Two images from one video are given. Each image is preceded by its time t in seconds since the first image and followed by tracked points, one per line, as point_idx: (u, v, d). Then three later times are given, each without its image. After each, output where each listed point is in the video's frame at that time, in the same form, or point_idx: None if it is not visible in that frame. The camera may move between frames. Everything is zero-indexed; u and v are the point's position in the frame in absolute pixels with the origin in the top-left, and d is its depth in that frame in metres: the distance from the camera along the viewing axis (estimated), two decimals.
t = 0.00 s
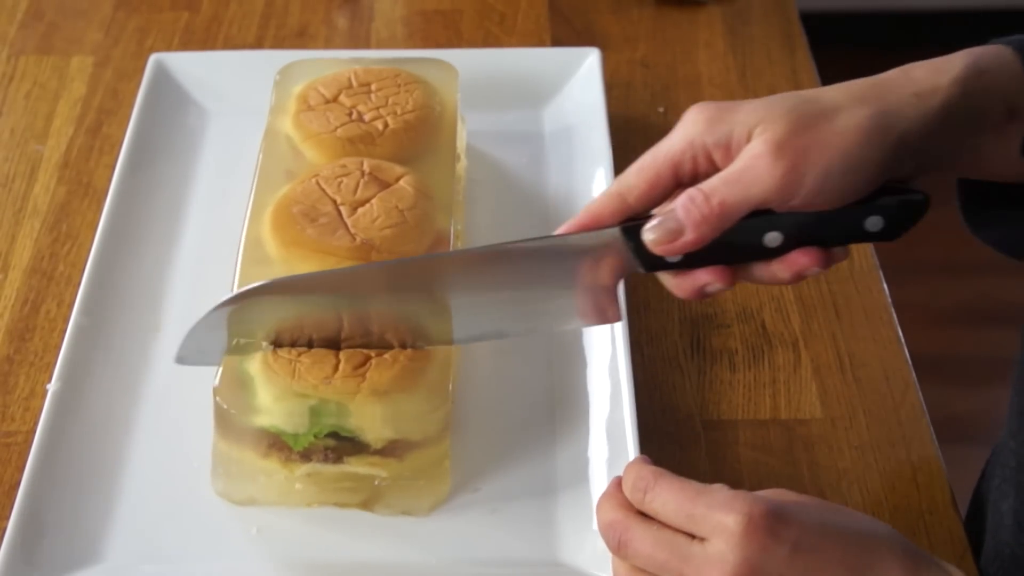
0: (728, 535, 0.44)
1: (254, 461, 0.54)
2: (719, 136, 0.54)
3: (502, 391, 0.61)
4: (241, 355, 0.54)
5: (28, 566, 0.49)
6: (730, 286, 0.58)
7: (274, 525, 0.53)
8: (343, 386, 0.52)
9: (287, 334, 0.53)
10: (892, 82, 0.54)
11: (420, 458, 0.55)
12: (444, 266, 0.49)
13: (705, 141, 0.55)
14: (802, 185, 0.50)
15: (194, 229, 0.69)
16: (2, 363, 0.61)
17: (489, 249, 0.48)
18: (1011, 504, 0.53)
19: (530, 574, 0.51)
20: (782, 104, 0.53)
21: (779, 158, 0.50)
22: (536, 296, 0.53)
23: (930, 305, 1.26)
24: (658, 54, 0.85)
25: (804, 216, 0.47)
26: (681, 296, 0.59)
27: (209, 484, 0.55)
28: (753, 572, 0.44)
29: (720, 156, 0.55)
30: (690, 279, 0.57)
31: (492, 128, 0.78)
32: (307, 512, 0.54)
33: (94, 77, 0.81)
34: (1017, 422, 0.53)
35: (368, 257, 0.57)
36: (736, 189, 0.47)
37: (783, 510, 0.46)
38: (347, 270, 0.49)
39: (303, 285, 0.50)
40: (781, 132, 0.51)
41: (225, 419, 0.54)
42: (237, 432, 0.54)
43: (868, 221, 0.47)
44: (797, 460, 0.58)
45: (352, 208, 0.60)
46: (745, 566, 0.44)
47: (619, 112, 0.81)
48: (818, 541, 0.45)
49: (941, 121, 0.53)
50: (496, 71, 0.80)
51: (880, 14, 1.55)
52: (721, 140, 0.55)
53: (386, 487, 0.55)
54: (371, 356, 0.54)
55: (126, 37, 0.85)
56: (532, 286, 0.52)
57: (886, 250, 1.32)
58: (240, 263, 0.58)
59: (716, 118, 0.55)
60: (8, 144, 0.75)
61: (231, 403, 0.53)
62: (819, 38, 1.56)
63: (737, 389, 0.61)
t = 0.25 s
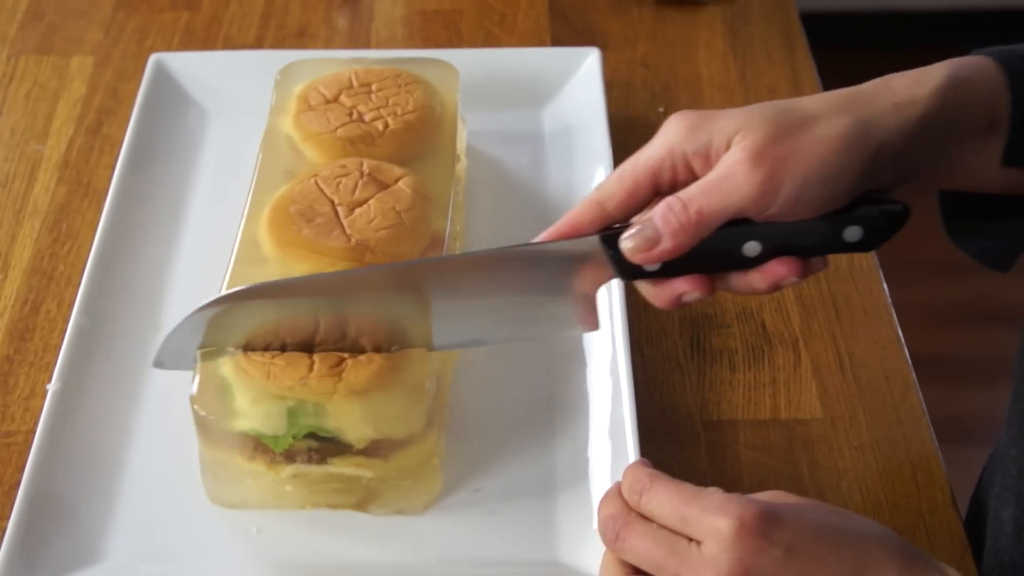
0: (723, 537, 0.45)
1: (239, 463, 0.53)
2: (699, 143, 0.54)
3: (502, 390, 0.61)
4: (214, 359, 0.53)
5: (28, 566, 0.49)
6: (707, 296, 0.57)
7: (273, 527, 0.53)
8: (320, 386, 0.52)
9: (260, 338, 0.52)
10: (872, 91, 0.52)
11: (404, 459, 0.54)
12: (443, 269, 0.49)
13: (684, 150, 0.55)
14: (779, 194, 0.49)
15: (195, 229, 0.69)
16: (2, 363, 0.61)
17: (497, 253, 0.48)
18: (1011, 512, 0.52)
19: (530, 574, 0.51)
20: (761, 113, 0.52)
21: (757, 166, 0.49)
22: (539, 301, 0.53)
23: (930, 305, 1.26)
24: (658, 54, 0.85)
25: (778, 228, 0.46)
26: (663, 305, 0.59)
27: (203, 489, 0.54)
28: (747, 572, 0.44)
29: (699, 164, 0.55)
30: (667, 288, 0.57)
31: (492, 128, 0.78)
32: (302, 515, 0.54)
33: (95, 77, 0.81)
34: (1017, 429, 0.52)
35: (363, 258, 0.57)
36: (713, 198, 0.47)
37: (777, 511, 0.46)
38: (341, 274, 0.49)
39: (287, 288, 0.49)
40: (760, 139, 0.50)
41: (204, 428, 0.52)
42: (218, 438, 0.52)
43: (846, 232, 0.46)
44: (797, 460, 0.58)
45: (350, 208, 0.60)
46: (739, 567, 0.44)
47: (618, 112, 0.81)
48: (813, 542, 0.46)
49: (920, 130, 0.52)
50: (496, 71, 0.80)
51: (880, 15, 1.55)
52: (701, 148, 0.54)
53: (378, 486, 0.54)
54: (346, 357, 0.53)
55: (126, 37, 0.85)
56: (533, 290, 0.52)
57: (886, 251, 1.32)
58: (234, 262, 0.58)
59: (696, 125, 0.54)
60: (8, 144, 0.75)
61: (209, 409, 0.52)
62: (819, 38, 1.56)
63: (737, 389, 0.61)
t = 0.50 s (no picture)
0: (722, 538, 0.45)
1: (223, 463, 0.53)
2: (618, 169, 0.53)
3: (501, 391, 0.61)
4: (199, 357, 0.53)
5: (29, 566, 0.49)
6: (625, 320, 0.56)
7: (273, 528, 0.53)
8: (301, 386, 0.51)
9: (242, 339, 0.52)
10: (790, 124, 0.52)
11: (387, 461, 0.53)
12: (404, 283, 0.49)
13: (603, 174, 0.54)
14: (694, 224, 0.49)
15: (195, 229, 0.69)
16: (3, 363, 0.61)
17: (436, 266, 0.48)
18: (1013, 520, 0.51)
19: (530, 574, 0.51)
20: (677, 140, 0.51)
21: (673, 196, 0.48)
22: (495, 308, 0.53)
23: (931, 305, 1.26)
24: (658, 54, 0.85)
25: (695, 255, 0.48)
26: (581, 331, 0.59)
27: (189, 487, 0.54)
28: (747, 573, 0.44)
29: (617, 190, 0.54)
30: (583, 311, 0.56)
31: (491, 127, 0.78)
32: (284, 515, 0.54)
33: (95, 77, 0.81)
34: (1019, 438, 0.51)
35: (356, 259, 0.57)
36: (632, 224, 0.47)
37: (778, 513, 0.46)
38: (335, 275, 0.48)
39: (267, 289, 0.48)
40: (678, 167, 0.49)
41: (188, 426, 0.52)
42: (201, 435, 0.52)
43: (761, 262, 0.47)
44: (797, 460, 0.58)
45: (347, 208, 0.60)
46: (740, 567, 0.44)
47: (618, 112, 0.81)
48: (812, 544, 0.45)
49: (836, 165, 0.51)
50: (495, 71, 0.79)
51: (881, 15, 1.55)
52: (620, 174, 0.53)
53: (361, 488, 0.54)
54: (328, 359, 0.52)
55: (126, 37, 0.85)
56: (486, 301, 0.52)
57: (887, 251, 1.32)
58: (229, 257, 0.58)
59: (616, 150, 0.54)
60: (8, 144, 0.75)
61: (192, 407, 0.51)
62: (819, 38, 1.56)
63: (737, 389, 0.61)
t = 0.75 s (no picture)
0: (721, 536, 0.45)
1: (244, 460, 0.54)
2: (671, 164, 0.54)
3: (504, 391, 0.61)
4: (235, 353, 0.53)
5: (29, 565, 0.49)
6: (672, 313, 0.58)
7: (273, 525, 0.53)
8: (335, 386, 0.52)
9: (279, 332, 0.52)
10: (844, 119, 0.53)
11: (412, 459, 0.54)
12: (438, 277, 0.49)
13: (656, 168, 0.54)
14: (750, 218, 0.50)
15: (195, 229, 0.69)
16: (3, 363, 0.61)
17: (485, 261, 0.48)
18: (1016, 515, 0.51)
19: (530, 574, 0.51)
20: (732, 136, 0.52)
21: (728, 189, 0.49)
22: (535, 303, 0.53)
23: (931, 305, 1.26)
24: (658, 54, 0.85)
25: (748, 249, 0.48)
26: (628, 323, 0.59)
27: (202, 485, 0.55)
28: (748, 572, 0.44)
29: (670, 184, 0.55)
30: (637, 304, 0.57)
31: (492, 127, 0.78)
32: (300, 512, 0.54)
33: (95, 77, 0.81)
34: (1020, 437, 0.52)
35: (366, 258, 0.57)
36: (683, 217, 0.47)
37: (777, 511, 0.46)
38: (343, 274, 0.48)
39: (296, 288, 0.49)
40: (732, 163, 0.50)
41: (217, 419, 0.53)
42: (230, 432, 0.53)
43: (813, 256, 0.46)
44: (797, 460, 0.58)
45: (350, 208, 0.60)
46: (740, 566, 0.44)
47: (618, 112, 0.81)
48: (812, 542, 0.45)
49: (890, 160, 0.52)
50: (495, 71, 0.79)
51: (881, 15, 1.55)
52: (673, 168, 0.54)
53: (377, 488, 0.54)
54: (363, 356, 0.53)
55: (126, 37, 0.85)
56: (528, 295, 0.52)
57: (887, 251, 1.32)
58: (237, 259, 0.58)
59: (669, 145, 0.54)
60: (8, 144, 0.75)
61: (224, 403, 0.53)
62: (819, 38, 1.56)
63: (737, 389, 0.61)
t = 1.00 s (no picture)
0: (722, 537, 0.45)
1: (252, 462, 0.54)
2: (755, 159, 0.54)
3: (506, 392, 0.61)
4: (240, 355, 0.54)
5: (28, 566, 0.49)
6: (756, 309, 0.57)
7: (273, 526, 0.53)
8: (341, 386, 0.52)
9: (286, 332, 0.53)
10: (926, 112, 0.53)
11: (418, 458, 0.54)
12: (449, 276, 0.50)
13: (740, 163, 0.55)
14: (834, 211, 0.50)
15: (195, 229, 0.69)
16: (2, 363, 0.61)
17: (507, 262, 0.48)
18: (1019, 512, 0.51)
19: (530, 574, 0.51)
20: (816, 130, 0.53)
21: (813, 181, 0.50)
22: (551, 309, 0.53)
23: (931, 305, 1.26)
24: (658, 54, 0.85)
25: (833, 242, 0.47)
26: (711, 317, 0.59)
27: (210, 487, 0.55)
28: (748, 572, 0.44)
29: (754, 178, 0.55)
30: (717, 300, 0.57)
31: (492, 127, 0.78)
32: (308, 513, 0.54)
33: (95, 77, 0.81)
34: None
35: (368, 258, 0.57)
36: (768, 211, 0.47)
37: (777, 512, 0.47)
38: (341, 280, 0.49)
39: (307, 292, 0.50)
40: (816, 157, 0.51)
41: (223, 421, 0.53)
42: (236, 432, 0.53)
43: (895, 251, 0.46)
44: (797, 460, 0.58)
45: (350, 208, 0.59)
46: (740, 567, 0.44)
47: (619, 112, 0.81)
48: (810, 543, 0.46)
49: (971, 152, 0.52)
50: (495, 71, 0.79)
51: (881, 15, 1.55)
52: (756, 163, 0.55)
53: (386, 487, 0.54)
54: (368, 356, 0.53)
55: (126, 37, 0.85)
56: (547, 300, 0.52)
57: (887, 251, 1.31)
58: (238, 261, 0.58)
59: (752, 140, 0.55)
60: (8, 144, 0.75)
61: (230, 404, 0.53)
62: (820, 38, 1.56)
63: (737, 389, 0.61)
